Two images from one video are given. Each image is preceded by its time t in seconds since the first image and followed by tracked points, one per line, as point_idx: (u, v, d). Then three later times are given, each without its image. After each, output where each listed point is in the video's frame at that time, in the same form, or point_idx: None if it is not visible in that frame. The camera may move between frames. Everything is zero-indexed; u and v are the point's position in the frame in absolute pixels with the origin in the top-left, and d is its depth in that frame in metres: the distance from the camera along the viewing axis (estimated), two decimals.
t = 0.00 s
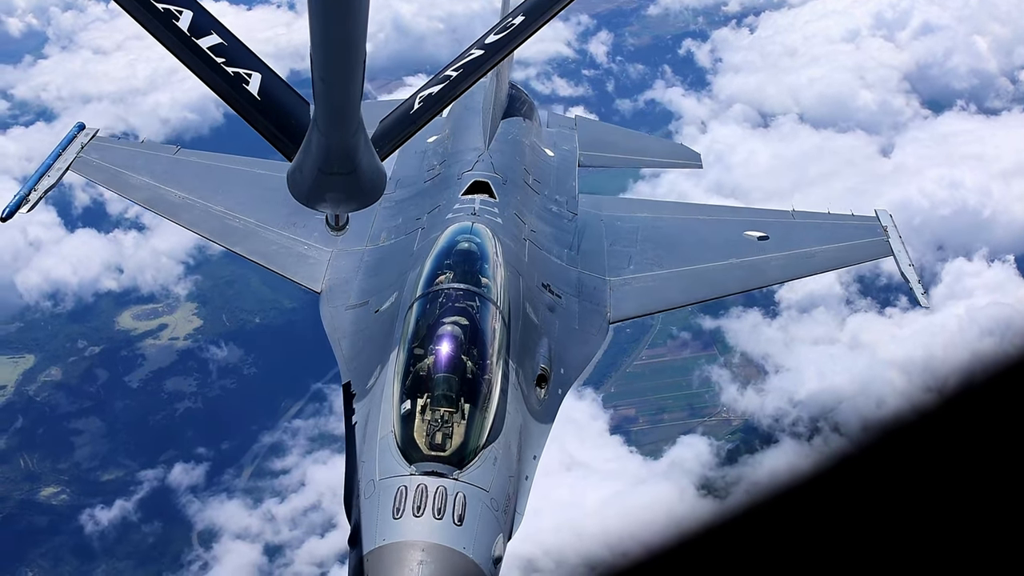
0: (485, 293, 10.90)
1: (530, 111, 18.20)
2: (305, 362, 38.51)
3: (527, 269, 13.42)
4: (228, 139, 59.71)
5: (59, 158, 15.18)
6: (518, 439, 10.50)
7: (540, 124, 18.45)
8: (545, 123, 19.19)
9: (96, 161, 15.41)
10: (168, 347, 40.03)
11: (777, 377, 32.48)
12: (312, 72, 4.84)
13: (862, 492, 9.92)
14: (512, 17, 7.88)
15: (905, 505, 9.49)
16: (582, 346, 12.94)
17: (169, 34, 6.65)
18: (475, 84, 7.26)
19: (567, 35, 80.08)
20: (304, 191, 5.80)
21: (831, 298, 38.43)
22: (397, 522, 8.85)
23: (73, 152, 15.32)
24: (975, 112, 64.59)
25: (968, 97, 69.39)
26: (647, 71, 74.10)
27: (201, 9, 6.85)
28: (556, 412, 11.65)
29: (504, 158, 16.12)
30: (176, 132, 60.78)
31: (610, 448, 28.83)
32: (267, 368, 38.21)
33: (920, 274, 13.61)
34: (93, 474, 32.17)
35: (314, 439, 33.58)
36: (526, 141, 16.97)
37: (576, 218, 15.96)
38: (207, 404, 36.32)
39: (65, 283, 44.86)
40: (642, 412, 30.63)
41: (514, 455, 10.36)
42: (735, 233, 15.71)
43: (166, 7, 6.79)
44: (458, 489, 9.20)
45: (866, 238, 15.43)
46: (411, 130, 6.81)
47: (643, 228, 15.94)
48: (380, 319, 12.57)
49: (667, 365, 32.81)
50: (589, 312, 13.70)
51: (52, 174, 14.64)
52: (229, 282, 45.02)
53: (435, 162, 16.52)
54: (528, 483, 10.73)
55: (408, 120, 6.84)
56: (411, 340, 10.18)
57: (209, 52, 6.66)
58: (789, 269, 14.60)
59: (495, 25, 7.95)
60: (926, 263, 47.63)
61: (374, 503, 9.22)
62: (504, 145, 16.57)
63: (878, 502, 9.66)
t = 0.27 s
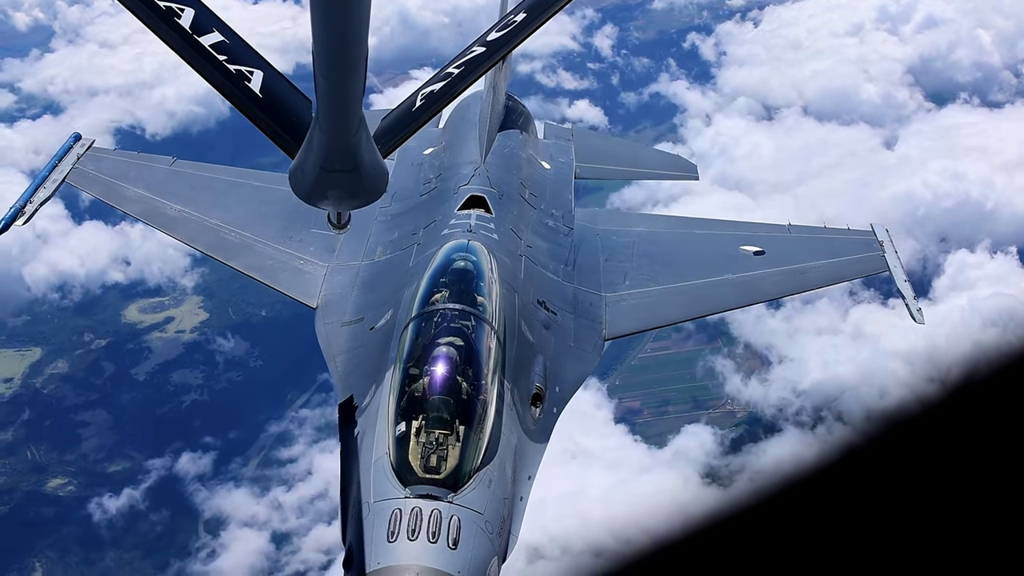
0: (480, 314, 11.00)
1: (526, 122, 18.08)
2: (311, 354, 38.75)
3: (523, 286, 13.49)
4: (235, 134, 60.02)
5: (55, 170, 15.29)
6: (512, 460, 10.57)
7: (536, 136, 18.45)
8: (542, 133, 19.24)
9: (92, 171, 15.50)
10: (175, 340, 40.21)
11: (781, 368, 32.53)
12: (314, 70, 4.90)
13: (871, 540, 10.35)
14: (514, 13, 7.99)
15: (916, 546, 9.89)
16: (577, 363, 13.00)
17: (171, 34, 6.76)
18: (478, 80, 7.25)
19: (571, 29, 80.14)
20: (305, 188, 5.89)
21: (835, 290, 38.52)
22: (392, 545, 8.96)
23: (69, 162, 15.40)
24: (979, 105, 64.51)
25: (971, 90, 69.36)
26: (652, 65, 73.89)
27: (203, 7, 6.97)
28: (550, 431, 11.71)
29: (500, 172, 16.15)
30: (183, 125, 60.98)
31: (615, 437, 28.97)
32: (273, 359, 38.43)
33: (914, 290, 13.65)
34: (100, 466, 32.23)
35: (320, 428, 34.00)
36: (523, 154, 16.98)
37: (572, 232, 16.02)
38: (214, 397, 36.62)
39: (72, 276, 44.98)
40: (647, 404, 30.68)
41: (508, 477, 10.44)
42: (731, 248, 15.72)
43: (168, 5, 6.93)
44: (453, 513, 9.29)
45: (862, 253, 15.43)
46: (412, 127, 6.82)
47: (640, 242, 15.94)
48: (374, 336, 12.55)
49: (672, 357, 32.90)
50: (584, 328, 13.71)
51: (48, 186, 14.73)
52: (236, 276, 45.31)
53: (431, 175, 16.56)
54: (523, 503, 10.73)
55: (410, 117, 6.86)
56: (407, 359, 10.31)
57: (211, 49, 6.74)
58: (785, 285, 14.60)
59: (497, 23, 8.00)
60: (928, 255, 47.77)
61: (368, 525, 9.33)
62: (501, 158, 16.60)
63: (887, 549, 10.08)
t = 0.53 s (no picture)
0: (474, 327, 11.21)
1: (525, 125, 18.14)
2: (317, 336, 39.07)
3: (518, 295, 13.63)
4: (241, 117, 60.11)
5: (50, 176, 15.17)
6: (506, 472, 10.70)
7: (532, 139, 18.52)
8: (538, 136, 19.27)
9: (88, 177, 15.51)
10: (179, 322, 40.15)
11: (783, 347, 32.68)
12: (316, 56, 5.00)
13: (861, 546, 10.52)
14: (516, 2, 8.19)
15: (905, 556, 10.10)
16: (572, 372, 13.12)
17: (174, 22, 6.99)
18: (478, 67, 7.44)
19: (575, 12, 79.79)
20: (306, 175, 5.91)
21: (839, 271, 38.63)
22: (386, 560, 9.17)
23: (65, 169, 15.39)
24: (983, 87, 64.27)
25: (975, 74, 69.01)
26: (657, 47, 73.33)
27: None
28: (544, 442, 11.84)
29: (496, 178, 16.24)
30: (188, 107, 60.99)
31: (619, 416, 29.10)
32: (278, 342, 38.76)
33: (908, 293, 13.71)
34: (105, 447, 32.47)
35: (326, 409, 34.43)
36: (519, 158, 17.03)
37: (568, 237, 16.10)
38: (218, 378, 37.02)
39: (79, 256, 45.29)
40: (650, 385, 30.81)
41: (502, 490, 10.57)
42: (727, 251, 15.78)
43: None
44: (447, 528, 9.47)
45: (859, 256, 15.48)
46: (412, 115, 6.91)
47: (635, 247, 16.00)
48: (370, 347, 12.77)
49: (676, 339, 33.03)
50: (579, 335, 13.82)
51: (43, 195, 14.67)
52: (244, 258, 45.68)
53: (427, 181, 16.66)
54: (517, 516, 10.85)
55: (410, 104, 6.96)
56: (402, 371, 10.55)
57: (212, 35, 6.96)
58: (779, 289, 14.68)
59: (499, 10, 8.07)
60: (930, 236, 47.84)
61: (366, 542, 9.57)
62: (498, 163, 16.68)
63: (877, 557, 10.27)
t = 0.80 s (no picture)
0: (472, 336, 11.19)
1: (524, 127, 18.18)
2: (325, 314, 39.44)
3: (517, 300, 13.59)
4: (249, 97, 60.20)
5: (50, 184, 15.18)
6: (505, 481, 10.63)
7: (531, 138, 18.39)
8: (537, 136, 19.26)
9: (87, 183, 15.55)
10: (188, 302, 40.35)
11: (788, 322, 32.80)
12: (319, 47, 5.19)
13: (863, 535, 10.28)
14: None
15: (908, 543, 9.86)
16: (571, 378, 13.07)
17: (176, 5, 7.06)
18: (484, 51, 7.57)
19: None
20: (310, 160, 6.11)
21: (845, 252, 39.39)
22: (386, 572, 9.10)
23: (65, 175, 15.44)
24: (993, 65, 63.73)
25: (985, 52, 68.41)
26: (664, 27, 72.33)
27: None
28: (543, 450, 11.78)
29: (496, 180, 16.18)
30: (197, 86, 60.99)
31: (626, 390, 29.14)
32: (288, 321, 39.17)
33: (908, 293, 13.71)
34: (115, 425, 33.08)
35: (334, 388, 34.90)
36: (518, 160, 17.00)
37: (567, 240, 16.04)
38: (226, 356, 37.48)
39: (89, 235, 45.76)
40: (656, 364, 30.91)
41: (502, 500, 10.49)
42: (726, 252, 15.75)
43: None
44: (446, 539, 9.37)
45: (859, 256, 15.48)
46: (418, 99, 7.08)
47: (635, 249, 15.92)
48: (371, 354, 12.73)
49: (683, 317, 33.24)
50: (579, 339, 13.76)
51: (44, 202, 14.61)
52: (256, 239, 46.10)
53: (426, 184, 16.54)
54: (517, 524, 10.76)
55: (416, 89, 7.11)
56: (400, 382, 10.50)
57: (214, 20, 7.06)
58: (779, 290, 14.66)
59: None
60: (935, 214, 47.66)
61: (364, 555, 9.48)
62: (497, 165, 16.64)
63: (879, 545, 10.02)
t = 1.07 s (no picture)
0: (477, 339, 10.97)
1: (526, 124, 18.14)
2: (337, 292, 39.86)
3: (521, 302, 13.49)
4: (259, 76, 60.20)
5: (56, 185, 15.30)
6: (508, 487, 10.36)
7: (534, 137, 18.41)
8: (541, 134, 19.27)
9: (92, 186, 15.63)
10: (200, 281, 40.70)
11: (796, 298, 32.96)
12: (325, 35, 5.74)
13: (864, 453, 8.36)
14: None
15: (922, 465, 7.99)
16: (575, 381, 12.91)
17: None
18: (487, 37, 7.97)
19: None
20: (318, 144, 6.63)
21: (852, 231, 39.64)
22: None
23: (70, 176, 15.55)
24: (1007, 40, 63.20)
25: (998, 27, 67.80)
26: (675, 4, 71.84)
27: None
28: (546, 455, 11.58)
29: (499, 181, 16.13)
30: (207, 64, 60.93)
31: (637, 366, 29.47)
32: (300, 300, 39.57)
33: (911, 292, 13.70)
34: (129, 402, 33.48)
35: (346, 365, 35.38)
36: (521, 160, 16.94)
37: (571, 240, 15.97)
38: (237, 333, 37.83)
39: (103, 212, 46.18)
40: (667, 342, 30.87)
41: (505, 508, 10.22)
42: (729, 252, 15.77)
43: None
44: (449, 547, 9.02)
45: (862, 256, 15.52)
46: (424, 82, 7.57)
47: (638, 250, 15.91)
48: (374, 357, 12.55)
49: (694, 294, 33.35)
50: (583, 342, 13.64)
51: (50, 203, 14.77)
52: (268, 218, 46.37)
53: (430, 185, 16.53)
54: (520, 531, 10.43)
55: (421, 74, 7.59)
56: (404, 387, 10.22)
57: (225, 10, 7.81)
58: (783, 290, 14.66)
59: None
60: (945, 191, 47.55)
61: (367, 564, 9.11)
62: (501, 164, 16.62)
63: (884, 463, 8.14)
